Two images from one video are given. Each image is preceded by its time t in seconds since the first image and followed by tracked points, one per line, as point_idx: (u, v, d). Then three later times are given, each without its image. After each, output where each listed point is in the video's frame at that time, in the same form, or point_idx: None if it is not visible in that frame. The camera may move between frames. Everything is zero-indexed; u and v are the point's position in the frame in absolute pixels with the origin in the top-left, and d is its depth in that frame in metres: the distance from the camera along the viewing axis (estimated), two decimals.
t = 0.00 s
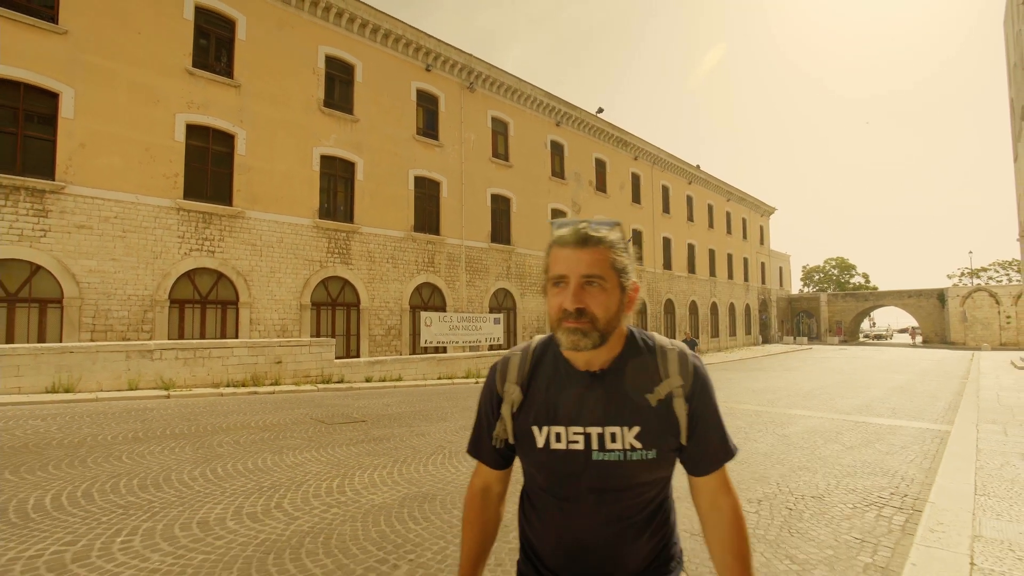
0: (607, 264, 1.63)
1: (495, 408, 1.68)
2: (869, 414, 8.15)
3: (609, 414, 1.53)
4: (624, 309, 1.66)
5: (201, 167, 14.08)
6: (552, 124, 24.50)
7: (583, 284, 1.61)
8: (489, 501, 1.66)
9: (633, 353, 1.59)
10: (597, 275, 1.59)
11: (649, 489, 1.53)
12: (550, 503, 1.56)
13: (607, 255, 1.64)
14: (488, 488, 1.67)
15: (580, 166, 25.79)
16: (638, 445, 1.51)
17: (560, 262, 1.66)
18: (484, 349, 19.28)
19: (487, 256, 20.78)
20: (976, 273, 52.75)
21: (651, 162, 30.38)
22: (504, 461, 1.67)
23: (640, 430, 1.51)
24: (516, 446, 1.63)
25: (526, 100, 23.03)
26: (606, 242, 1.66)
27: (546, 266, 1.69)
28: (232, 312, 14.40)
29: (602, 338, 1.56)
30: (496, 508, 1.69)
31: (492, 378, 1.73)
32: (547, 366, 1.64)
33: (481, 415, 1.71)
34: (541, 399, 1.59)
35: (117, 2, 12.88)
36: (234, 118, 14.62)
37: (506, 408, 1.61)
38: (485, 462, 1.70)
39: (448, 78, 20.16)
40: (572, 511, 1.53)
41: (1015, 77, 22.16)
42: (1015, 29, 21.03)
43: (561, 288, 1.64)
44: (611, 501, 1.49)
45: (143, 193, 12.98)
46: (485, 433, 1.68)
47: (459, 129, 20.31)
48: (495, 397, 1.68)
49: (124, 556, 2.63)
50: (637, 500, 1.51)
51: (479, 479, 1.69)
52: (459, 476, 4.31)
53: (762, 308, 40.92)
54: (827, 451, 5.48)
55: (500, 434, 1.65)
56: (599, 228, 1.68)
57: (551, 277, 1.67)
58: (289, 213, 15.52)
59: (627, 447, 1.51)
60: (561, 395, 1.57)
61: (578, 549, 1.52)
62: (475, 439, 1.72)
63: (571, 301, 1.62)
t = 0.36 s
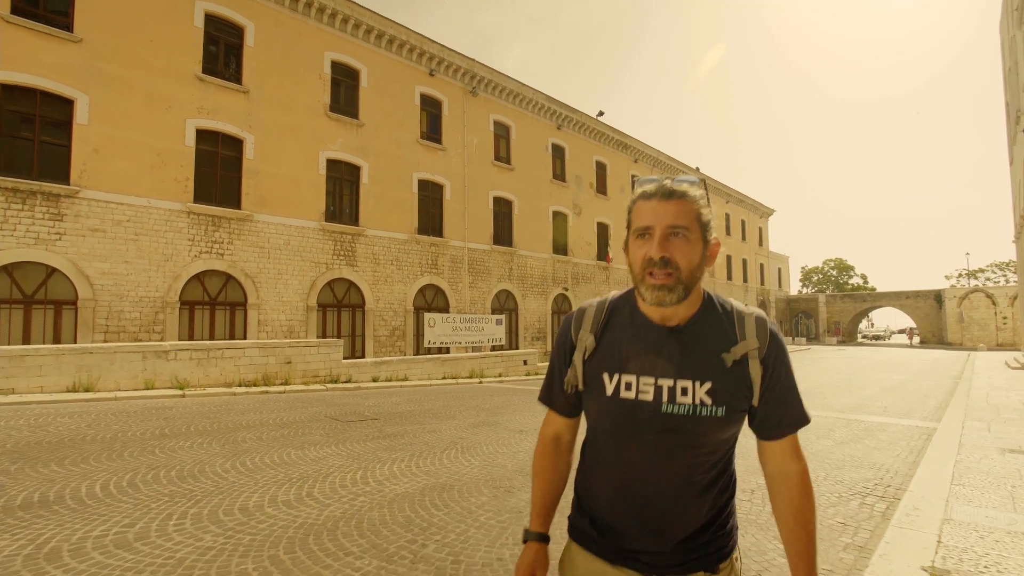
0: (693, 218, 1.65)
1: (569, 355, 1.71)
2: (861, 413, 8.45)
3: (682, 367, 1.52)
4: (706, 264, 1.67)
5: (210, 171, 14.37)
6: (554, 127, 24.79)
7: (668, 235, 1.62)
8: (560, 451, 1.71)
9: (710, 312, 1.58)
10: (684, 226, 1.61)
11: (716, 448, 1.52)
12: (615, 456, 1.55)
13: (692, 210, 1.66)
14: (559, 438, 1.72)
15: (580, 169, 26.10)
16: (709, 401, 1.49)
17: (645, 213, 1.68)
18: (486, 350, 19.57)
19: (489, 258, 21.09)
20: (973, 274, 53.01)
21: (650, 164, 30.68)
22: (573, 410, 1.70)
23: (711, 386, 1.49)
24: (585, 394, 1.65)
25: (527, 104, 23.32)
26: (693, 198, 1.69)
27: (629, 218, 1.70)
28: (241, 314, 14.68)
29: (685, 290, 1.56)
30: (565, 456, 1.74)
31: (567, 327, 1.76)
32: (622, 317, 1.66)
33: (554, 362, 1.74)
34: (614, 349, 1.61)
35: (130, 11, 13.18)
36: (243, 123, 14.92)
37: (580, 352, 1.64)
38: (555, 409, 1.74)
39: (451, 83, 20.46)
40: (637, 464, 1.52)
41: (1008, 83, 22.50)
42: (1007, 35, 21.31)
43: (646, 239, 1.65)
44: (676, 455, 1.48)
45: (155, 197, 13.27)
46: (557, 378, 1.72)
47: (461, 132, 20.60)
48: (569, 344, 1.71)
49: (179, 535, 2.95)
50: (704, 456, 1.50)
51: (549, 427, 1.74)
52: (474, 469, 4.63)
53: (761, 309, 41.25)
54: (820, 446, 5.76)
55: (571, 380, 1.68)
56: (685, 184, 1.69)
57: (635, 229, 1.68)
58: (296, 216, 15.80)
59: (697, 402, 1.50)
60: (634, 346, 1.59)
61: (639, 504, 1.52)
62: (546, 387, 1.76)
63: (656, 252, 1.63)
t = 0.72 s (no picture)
0: (673, 237, 1.80)
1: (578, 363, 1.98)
2: (848, 410, 8.83)
3: (672, 369, 1.69)
4: (690, 276, 1.81)
5: (214, 174, 14.60)
6: (550, 130, 25.12)
7: (653, 253, 1.78)
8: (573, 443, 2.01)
9: (696, 318, 1.74)
10: (664, 245, 1.76)
11: (708, 442, 1.64)
12: (619, 448, 1.77)
13: (673, 229, 1.81)
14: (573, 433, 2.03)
15: (577, 171, 26.47)
16: (697, 399, 1.64)
17: (631, 236, 1.84)
18: (483, 350, 19.87)
19: (487, 259, 21.40)
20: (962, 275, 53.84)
21: (645, 166, 31.08)
22: (584, 410, 1.98)
23: (699, 385, 1.64)
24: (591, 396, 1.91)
25: (525, 107, 23.63)
26: (674, 219, 1.83)
27: (618, 241, 1.88)
28: (244, 314, 14.91)
29: (671, 302, 1.71)
30: (584, 453, 2.03)
31: (576, 340, 2.04)
32: (621, 329, 1.90)
33: (567, 370, 2.05)
34: (614, 355, 1.85)
35: (136, 16, 13.40)
36: (246, 127, 15.15)
37: (584, 360, 1.92)
38: (571, 411, 2.03)
39: (450, 86, 20.75)
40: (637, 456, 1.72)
41: (994, 90, 23.07)
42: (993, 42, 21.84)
43: (634, 259, 1.82)
44: (669, 447, 1.65)
45: (159, 200, 13.49)
46: (569, 384, 2.01)
47: (460, 136, 20.90)
48: (578, 354, 1.99)
49: (221, 519, 3.25)
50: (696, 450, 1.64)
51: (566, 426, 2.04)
52: (486, 461, 4.97)
53: (753, 309, 41.77)
54: (806, 440, 6.12)
55: (580, 384, 1.97)
56: (666, 205, 1.84)
57: (624, 250, 1.85)
58: (298, 218, 16.06)
59: (687, 399, 1.65)
60: (629, 353, 1.80)
61: (643, 493, 1.71)
62: (562, 392, 2.06)
63: (643, 269, 1.79)
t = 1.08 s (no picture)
0: (610, 230, 1.79)
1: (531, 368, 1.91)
2: (813, 407, 9.38)
3: (620, 362, 1.66)
4: (628, 268, 1.80)
5: (197, 173, 14.55)
6: (532, 132, 25.47)
7: (591, 246, 1.76)
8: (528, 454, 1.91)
9: (640, 310, 1.72)
10: (600, 237, 1.75)
11: (655, 433, 1.59)
12: (575, 445, 1.73)
13: (608, 223, 1.81)
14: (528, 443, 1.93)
15: (558, 174, 26.91)
16: (645, 389, 1.60)
17: (570, 232, 1.83)
18: (465, 349, 20.11)
19: (469, 260, 21.66)
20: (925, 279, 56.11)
21: (625, 170, 31.72)
22: (539, 416, 1.90)
23: (646, 375, 1.60)
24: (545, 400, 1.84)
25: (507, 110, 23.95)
26: (609, 214, 1.83)
27: (557, 238, 1.86)
28: (226, 313, 14.89)
29: (613, 292, 1.70)
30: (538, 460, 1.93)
31: (527, 346, 1.97)
32: (569, 328, 1.84)
33: (520, 376, 1.97)
34: (563, 355, 1.78)
35: (119, 13, 13.30)
36: (230, 126, 15.12)
37: (535, 363, 1.84)
38: (525, 418, 1.95)
39: (434, 88, 20.93)
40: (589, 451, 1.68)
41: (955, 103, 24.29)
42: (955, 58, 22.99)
43: (574, 254, 1.79)
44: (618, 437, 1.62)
45: (142, 198, 13.42)
46: (522, 390, 1.93)
47: (443, 137, 21.10)
48: (530, 358, 1.92)
49: (235, 507, 3.48)
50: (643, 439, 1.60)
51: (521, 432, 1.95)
52: (474, 454, 5.27)
53: (729, 311, 42.91)
54: (772, 435, 6.57)
55: (534, 389, 1.89)
56: (600, 202, 1.84)
57: (564, 246, 1.83)
58: (282, 217, 16.07)
59: (635, 391, 1.62)
60: (577, 350, 1.76)
61: (600, 487, 1.66)
62: (515, 400, 1.98)
63: (584, 263, 1.77)
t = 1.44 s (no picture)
0: (622, 233, 1.92)
1: (530, 366, 1.93)
2: (789, 404, 9.82)
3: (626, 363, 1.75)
4: (637, 271, 1.93)
5: (188, 173, 14.57)
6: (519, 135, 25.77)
7: (603, 247, 1.88)
8: (518, 448, 1.89)
9: (644, 314, 1.85)
10: (614, 239, 1.87)
11: (659, 432, 1.69)
12: (573, 445, 1.76)
13: (621, 227, 1.94)
14: (518, 439, 1.91)
15: (544, 176, 27.27)
16: (651, 390, 1.71)
17: (583, 232, 1.94)
18: (453, 349, 20.33)
19: (457, 261, 21.88)
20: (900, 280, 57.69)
21: (610, 172, 32.21)
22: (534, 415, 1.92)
23: (653, 377, 1.72)
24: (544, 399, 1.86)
25: (495, 113, 24.26)
26: (621, 217, 1.96)
27: (571, 237, 1.96)
28: (216, 313, 14.92)
29: (622, 293, 1.81)
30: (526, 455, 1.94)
31: (525, 344, 1.99)
32: (573, 329, 1.90)
33: (516, 373, 1.97)
34: (567, 355, 1.83)
35: (110, 13, 13.29)
36: (220, 127, 15.16)
37: (538, 362, 1.86)
38: (518, 416, 1.95)
39: (423, 90, 21.12)
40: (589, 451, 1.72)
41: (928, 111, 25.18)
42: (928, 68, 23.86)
43: (587, 253, 1.90)
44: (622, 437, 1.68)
45: (133, 198, 13.43)
46: (519, 389, 1.93)
47: (432, 139, 21.31)
48: (529, 355, 1.94)
49: (255, 495, 3.72)
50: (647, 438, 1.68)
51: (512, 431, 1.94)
52: (470, 449, 5.55)
53: (711, 311, 43.72)
54: (751, 429, 6.94)
55: (534, 388, 1.91)
56: (615, 206, 1.97)
57: (577, 245, 1.93)
58: (272, 218, 16.15)
59: (641, 392, 1.72)
60: (582, 351, 1.82)
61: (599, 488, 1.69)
62: (509, 397, 1.97)
63: (596, 262, 1.88)
